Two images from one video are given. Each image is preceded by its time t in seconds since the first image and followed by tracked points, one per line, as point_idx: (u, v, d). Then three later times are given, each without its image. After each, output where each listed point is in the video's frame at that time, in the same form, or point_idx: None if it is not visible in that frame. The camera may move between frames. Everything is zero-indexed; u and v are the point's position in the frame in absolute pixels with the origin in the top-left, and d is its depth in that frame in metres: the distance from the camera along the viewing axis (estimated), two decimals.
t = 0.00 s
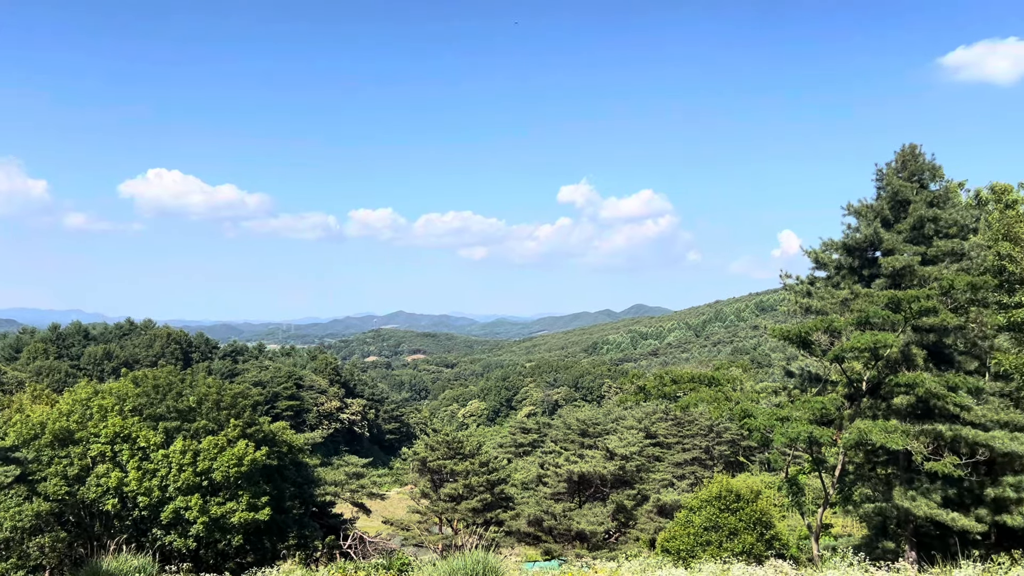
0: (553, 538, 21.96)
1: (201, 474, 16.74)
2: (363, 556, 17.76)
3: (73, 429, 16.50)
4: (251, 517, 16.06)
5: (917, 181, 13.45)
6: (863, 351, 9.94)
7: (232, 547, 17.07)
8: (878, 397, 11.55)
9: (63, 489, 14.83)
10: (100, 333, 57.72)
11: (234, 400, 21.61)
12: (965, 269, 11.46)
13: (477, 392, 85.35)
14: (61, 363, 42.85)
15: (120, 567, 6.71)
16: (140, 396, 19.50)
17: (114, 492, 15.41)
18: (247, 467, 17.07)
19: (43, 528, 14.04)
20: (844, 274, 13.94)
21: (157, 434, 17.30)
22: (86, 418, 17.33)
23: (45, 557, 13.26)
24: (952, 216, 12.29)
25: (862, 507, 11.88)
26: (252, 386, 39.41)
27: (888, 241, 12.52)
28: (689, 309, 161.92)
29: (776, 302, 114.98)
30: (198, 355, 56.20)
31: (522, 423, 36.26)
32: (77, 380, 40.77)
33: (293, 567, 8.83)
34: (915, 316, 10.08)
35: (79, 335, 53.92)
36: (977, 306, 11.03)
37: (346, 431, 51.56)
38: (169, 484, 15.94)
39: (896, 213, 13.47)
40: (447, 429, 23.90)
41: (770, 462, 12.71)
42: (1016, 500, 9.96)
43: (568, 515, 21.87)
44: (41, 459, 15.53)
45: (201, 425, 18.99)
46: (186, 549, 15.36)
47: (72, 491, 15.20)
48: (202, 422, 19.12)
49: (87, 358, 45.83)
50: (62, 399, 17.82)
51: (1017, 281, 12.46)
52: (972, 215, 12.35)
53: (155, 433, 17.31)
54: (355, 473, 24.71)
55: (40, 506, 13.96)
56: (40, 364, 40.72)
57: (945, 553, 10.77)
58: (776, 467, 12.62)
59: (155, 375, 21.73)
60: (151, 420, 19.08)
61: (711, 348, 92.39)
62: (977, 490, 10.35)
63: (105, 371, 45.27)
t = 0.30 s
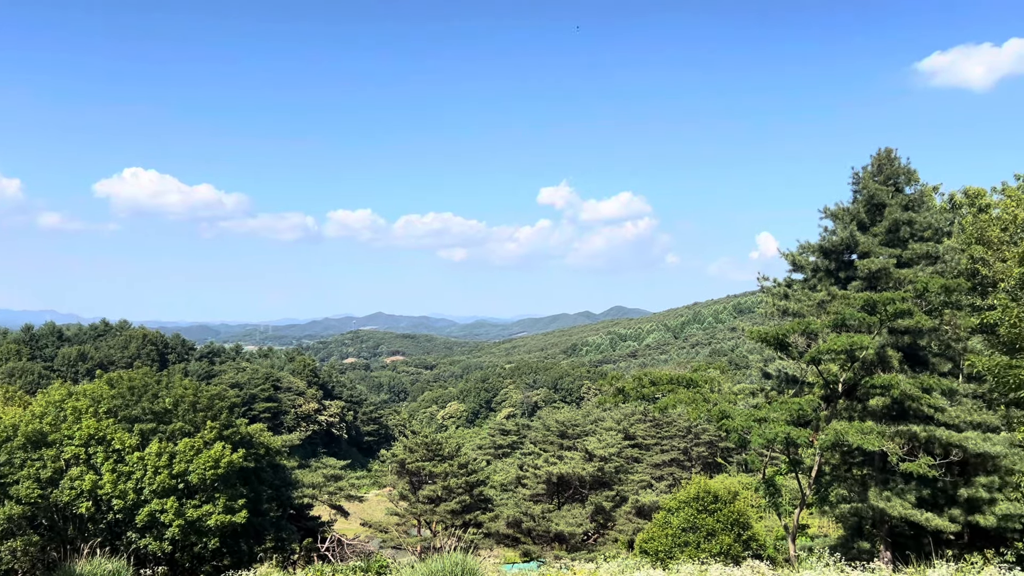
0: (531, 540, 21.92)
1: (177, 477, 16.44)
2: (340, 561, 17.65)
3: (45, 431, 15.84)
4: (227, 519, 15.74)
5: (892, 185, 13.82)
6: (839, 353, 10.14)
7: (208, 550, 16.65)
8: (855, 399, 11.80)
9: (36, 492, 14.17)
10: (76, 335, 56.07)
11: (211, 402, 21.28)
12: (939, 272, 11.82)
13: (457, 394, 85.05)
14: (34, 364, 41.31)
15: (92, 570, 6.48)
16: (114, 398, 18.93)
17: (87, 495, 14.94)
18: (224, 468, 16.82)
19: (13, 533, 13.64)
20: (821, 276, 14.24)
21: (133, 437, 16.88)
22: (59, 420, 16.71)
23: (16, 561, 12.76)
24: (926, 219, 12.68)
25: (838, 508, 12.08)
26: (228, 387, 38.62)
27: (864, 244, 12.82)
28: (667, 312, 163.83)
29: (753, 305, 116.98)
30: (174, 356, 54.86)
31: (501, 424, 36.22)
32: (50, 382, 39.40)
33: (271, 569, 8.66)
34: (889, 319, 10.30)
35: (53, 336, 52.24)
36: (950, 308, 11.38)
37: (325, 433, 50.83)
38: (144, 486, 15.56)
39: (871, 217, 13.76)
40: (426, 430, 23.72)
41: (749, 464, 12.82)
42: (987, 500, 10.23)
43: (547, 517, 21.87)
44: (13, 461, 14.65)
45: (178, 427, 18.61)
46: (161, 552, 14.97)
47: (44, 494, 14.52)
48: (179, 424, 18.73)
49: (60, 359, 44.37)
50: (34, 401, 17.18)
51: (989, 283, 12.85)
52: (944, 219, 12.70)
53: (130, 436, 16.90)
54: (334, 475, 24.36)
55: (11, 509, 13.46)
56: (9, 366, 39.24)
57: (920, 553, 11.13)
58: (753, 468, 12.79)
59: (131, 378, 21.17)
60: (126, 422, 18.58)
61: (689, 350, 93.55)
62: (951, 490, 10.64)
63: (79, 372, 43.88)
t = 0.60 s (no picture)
0: (512, 542, 21.81)
1: (154, 480, 16.00)
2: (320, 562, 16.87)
3: (18, 433, 15.27)
4: (206, 522, 15.40)
5: (870, 188, 14.13)
6: (817, 355, 10.33)
7: (187, 554, 16.29)
8: (833, 400, 12.04)
9: (9, 496, 13.59)
10: (51, 337, 54.42)
11: (189, 404, 20.78)
12: (917, 274, 12.14)
13: (437, 396, 84.64)
14: (7, 366, 39.78)
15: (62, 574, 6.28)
16: (90, 400, 18.36)
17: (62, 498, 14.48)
18: (202, 471, 16.39)
19: None
20: (799, 279, 14.46)
21: (110, 439, 16.37)
22: (32, 422, 16.16)
23: None
24: (903, 223, 12.98)
25: (816, 509, 12.27)
26: (205, 389, 37.81)
27: (842, 247, 13.05)
28: (647, 314, 165.09)
29: (732, 307, 118.49)
30: (152, 358, 53.43)
31: (482, 426, 36.12)
32: (24, 385, 38.04)
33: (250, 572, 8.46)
34: (866, 321, 10.52)
35: (28, 337, 50.57)
36: (925, 311, 11.66)
37: (304, 436, 50.08)
38: (121, 490, 15.10)
39: (849, 220, 14.06)
40: (406, 432, 23.47)
41: (728, 465, 12.99)
42: (962, 500, 10.49)
43: (527, 519, 21.83)
44: None
45: (155, 429, 18.14)
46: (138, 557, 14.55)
47: (18, 498, 14.03)
48: (156, 427, 18.26)
49: (35, 361, 42.95)
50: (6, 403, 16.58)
51: (964, 285, 13.22)
52: (920, 223, 13.03)
53: (107, 438, 16.39)
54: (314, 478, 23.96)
55: None
56: None
57: (896, 553, 11.37)
58: (732, 469, 12.95)
59: (108, 379, 20.59)
60: (102, 424, 17.99)
61: (669, 352, 94.49)
62: (926, 491, 10.92)
63: (54, 374, 42.50)
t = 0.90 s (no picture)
0: (494, 544, 21.75)
1: (133, 483, 15.62)
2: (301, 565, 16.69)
3: None
4: (186, 526, 15.09)
5: (850, 192, 14.42)
6: (797, 357, 10.49)
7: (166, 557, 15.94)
8: (813, 401, 12.22)
9: None
10: (27, 339, 53.00)
11: (169, 407, 20.30)
12: (895, 277, 12.42)
13: (419, 398, 84.13)
14: None
15: None
16: (67, 402, 17.84)
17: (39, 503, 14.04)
18: (182, 474, 16.06)
19: None
20: (780, 281, 14.70)
21: (87, 442, 15.93)
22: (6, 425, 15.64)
23: None
24: (882, 226, 13.25)
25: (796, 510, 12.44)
26: (184, 391, 37.05)
27: (822, 249, 13.29)
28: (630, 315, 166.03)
29: (713, 309, 119.92)
30: (132, 360, 52.20)
31: (464, 428, 35.98)
32: None
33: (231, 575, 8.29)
34: (846, 323, 10.71)
35: (3, 338, 49.17)
36: (903, 313, 11.91)
37: (285, 438, 49.38)
38: (100, 493, 14.70)
39: (828, 223, 14.33)
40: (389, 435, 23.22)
41: (709, 466, 13.12)
42: (939, 500, 10.73)
43: (509, 520, 21.76)
44: None
45: (135, 432, 17.62)
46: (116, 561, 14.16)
47: None
48: (135, 429, 17.75)
49: (10, 363, 41.78)
50: None
51: (942, 288, 13.55)
52: (899, 225, 13.29)
53: (84, 441, 15.95)
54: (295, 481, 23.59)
55: None
56: None
57: (875, 553, 11.59)
58: (714, 470, 13.08)
59: (86, 382, 20.05)
60: (81, 427, 17.43)
61: (651, 353, 95.28)
62: (905, 492, 11.15)
63: (31, 377, 41.39)
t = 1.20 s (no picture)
0: (479, 546, 21.64)
1: (114, 486, 15.27)
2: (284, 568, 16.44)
3: None
4: (167, 530, 14.81)
5: (832, 195, 14.64)
6: (780, 358, 10.61)
7: (148, 562, 15.61)
8: (796, 403, 12.37)
9: None
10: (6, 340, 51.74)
11: (151, 409, 19.90)
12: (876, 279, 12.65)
13: (404, 400, 83.48)
14: None
15: None
16: (48, 405, 17.42)
17: (17, 506, 13.69)
18: (165, 477, 15.74)
19: None
20: (764, 282, 14.86)
21: (67, 445, 15.57)
22: None
23: None
24: (863, 228, 13.45)
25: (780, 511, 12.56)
26: (165, 393, 36.35)
27: (805, 252, 13.48)
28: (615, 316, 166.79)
29: (696, 311, 120.95)
30: (114, 362, 51.14)
31: (450, 430, 35.79)
32: None
33: None
34: (828, 325, 10.86)
35: None
36: (885, 315, 12.11)
37: (269, 441, 48.71)
38: (80, 496, 14.36)
39: (811, 225, 14.53)
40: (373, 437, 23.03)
41: (694, 468, 13.17)
42: (919, 500, 10.94)
43: (494, 522, 21.68)
44: None
45: (117, 434, 17.18)
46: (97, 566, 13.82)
47: None
48: (117, 431, 17.33)
49: None
50: None
51: (923, 290, 13.82)
52: (880, 228, 13.52)
53: (64, 444, 15.58)
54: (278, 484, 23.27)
55: None
56: None
57: (857, 552, 11.79)
58: (698, 472, 13.15)
59: (67, 384, 19.57)
60: (61, 430, 16.82)
61: (635, 355, 95.79)
62: (886, 492, 11.32)
63: (10, 379, 40.41)
